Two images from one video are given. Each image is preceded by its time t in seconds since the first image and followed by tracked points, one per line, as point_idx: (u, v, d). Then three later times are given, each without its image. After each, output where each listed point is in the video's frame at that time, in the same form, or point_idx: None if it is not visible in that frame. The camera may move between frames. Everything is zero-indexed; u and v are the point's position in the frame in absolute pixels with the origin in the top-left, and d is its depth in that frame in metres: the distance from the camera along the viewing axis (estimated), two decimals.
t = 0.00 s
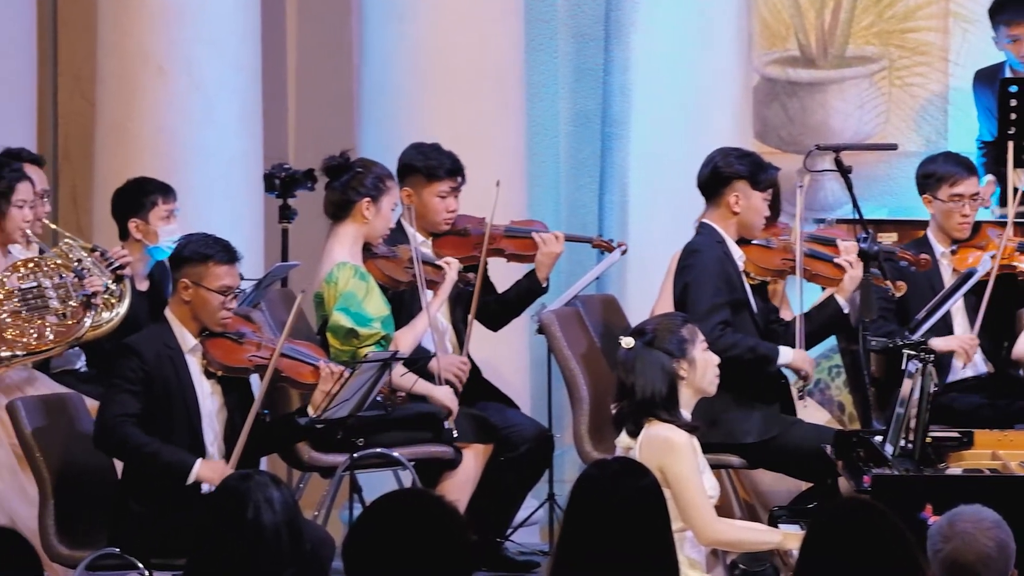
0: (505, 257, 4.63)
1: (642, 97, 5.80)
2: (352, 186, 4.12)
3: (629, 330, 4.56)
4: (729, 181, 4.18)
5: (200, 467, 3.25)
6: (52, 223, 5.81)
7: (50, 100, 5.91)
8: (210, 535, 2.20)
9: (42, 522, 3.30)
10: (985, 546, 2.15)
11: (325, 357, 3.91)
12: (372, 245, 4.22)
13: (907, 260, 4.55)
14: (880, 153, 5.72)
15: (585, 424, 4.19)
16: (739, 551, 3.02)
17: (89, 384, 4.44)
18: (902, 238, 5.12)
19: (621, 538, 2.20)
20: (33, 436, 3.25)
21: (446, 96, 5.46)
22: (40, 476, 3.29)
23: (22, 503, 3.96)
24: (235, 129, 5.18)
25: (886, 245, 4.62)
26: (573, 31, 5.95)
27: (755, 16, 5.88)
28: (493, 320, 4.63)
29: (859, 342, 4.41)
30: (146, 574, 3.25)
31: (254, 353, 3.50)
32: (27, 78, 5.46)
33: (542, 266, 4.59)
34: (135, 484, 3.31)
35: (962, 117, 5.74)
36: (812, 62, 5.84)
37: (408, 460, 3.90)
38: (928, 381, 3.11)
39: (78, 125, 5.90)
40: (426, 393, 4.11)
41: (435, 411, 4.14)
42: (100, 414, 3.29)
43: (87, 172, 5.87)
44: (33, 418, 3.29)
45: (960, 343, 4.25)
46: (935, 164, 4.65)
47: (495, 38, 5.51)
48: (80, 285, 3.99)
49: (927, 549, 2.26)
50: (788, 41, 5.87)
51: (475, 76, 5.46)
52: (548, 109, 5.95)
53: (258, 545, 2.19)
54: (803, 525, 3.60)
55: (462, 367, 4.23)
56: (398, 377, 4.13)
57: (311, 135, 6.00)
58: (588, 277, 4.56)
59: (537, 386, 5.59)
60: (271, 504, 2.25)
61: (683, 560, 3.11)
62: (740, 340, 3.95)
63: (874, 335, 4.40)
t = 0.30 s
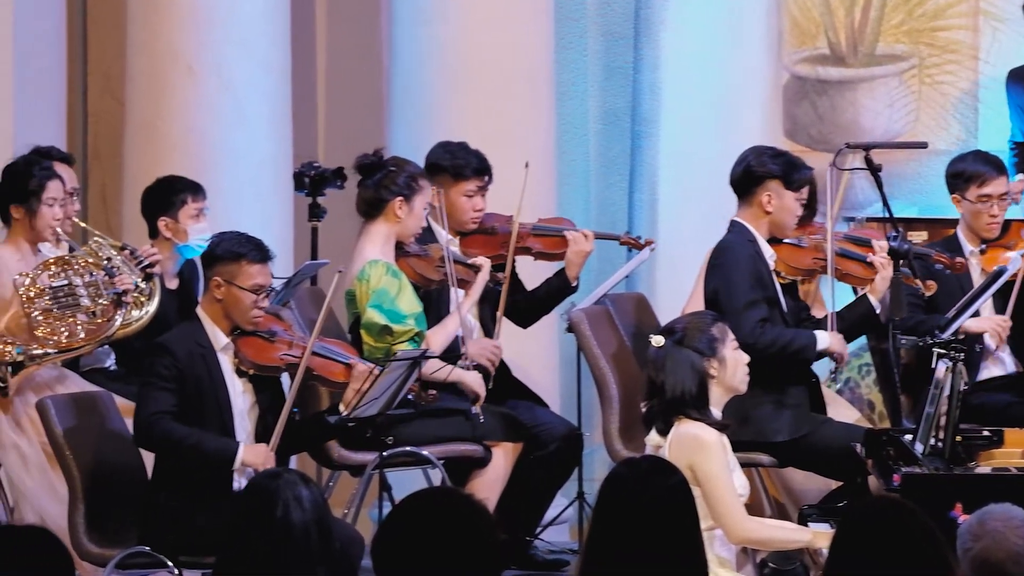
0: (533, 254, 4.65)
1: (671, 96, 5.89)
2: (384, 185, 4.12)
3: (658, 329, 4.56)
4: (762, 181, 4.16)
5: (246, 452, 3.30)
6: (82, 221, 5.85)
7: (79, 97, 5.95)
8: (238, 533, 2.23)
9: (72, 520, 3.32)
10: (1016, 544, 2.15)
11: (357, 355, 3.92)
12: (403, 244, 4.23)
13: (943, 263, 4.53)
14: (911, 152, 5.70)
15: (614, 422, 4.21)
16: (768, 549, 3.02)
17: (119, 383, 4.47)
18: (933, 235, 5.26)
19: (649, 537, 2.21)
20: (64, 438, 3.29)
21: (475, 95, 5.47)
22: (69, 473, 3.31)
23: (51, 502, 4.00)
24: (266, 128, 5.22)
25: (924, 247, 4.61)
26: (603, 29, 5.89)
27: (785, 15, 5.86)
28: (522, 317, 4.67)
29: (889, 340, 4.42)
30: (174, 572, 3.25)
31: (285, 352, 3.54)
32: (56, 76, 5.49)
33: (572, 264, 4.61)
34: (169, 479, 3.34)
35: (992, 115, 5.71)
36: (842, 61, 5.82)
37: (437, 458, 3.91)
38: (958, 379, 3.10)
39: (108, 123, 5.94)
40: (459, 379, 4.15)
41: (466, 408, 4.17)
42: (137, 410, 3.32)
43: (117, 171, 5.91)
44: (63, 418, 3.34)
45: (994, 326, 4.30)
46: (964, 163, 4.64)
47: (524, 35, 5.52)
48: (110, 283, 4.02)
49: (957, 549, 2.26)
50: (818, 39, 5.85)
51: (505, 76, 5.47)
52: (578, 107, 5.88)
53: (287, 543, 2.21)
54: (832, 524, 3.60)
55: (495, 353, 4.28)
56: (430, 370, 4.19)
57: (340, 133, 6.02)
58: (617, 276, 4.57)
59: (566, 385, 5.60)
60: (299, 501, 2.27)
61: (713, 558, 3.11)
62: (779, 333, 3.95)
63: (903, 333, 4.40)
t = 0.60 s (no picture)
0: (559, 251, 4.67)
1: (697, 95, 5.91)
2: (413, 184, 4.14)
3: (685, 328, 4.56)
4: (794, 182, 4.16)
5: (280, 443, 3.36)
6: (109, 220, 5.90)
7: (106, 95, 5.99)
8: (264, 529, 2.25)
9: (99, 519, 3.35)
10: None
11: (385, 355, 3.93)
12: (433, 243, 4.25)
13: (975, 270, 4.55)
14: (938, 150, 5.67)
15: (642, 421, 4.21)
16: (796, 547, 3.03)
17: (148, 381, 4.48)
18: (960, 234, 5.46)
19: (675, 536, 2.21)
20: (90, 437, 3.33)
21: (501, 94, 5.47)
22: (96, 472, 3.35)
23: (78, 501, 4.01)
24: (292, 127, 5.24)
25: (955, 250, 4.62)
26: (630, 27, 5.90)
27: (812, 12, 5.86)
28: (550, 313, 4.68)
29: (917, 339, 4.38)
30: (202, 570, 3.28)
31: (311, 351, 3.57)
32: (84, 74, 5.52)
33: (599, 260, 4.61)
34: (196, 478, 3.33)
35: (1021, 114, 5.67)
36: (869, 59, 5.82)
37: (464, 456, 3.93)
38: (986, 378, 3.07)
39: (135, 122, 5.98)
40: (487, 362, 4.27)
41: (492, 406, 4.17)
42: (167, 411, 3.34)
43: (144, 171, 5.95)
44: (90, 417, 3.37)
45: None
46: (994, 163, 4.60)
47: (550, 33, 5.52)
48: (138, 280, 4.04)
49: (984, 548, 2.26)
50: (845, 37, 5.85)
51: (533, 76, 5.48)
52: (604, 106, 5.87)
53: (312, 541, 2.23)
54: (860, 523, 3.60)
55: (529, 327, 4.32)
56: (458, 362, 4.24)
57: (366, 132, 6.05)
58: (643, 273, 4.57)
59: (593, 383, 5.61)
60: (326, 499, 2.29)
61: (740, 557, 3.11)
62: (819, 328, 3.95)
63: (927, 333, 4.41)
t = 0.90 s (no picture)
0: (582, 251, 4.70)
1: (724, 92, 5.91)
2: (446, 183, 4.16)
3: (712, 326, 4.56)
4: (823, 183, 4.15)
5: (312, 433, 3.37)
6: (136, 219, 5.94)
7: (132, 94, 6.03)
8: (289, 527, 2.27)
9: (125, 517, 3.39)
10: None
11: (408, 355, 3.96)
12: (462, 243, 4.28)
13: (1000, 272, 4.58)
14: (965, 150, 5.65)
15: (667, 420, 4.20)
16: (823, 547, 3.03)
17: (173, 380, 4.51)
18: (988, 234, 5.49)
19: (702, 536, 2.22)
20: (117, 436, 3.36)
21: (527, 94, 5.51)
22: (123, 471, 3.39)
23: (104, 501, 4.03)
24: (319, 126, 5.28)
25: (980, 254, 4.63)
26: (656, 26, 5.84)
27: (838, 12, 5.86)
28: (572, 314, 4.68)
29: (944, 338, 4.34)
30: (228, 571, 3.26)
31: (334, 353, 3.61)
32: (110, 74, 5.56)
33: (621, 262, 4.62)
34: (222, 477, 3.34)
35: None
36: (896, 58, 5.79)
37: (490, 455, 3.94)
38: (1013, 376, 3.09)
39: (160, 120, 6.02)
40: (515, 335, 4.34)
41: (517, 404, 4.18)
42: (198, 414, 3.33)
43: (169, 169, 5.99)
44: (116, 416, 3.40)
45: None
46: None
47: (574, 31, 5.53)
48: (168, 277, 4.07)
49: (1012, 548, 2.26)
50: (871, 36, 5.84)
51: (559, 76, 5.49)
52: (630, 106, 5.83)
53: (339, 541, 2.25)
54: (886, 521, 3.60)
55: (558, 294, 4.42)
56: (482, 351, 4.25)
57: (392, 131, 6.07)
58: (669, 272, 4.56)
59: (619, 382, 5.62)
60: (352, 498, 2.30)
61: (767, 555, 3.12)
62: (855, 322, 3.98)
63: (953, 333, 4.38)
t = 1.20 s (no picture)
0: (613, 254, 4.71)
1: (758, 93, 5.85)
2: (491, 182, 4.17)
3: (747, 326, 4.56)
4: (861, 183, 4.16)
5: (355, 415, 3.44)
6: (170, 217, 5.99)
7: (166, 93, 6.08)
8: (322, 523, 2.30)
9: (160, 516, 3.43)
10: None
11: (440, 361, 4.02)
12: (501, 243, 4.30)
13: None
14: (1000, 148, 5.64)
15: (702, 418, 4.21)
16: (857, 544, 3.03)
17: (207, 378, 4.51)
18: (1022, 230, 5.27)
19: (735, 535, 2.23)
20: (151, 436, 3.41)
21: (562, 92, 5.50)
22: (158, 470, 3.42)
23: (139, 497, 4.06)
24: (354, 125, 5.32)
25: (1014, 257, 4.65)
26: (690, 25, 6.00)
27: (872, 10, 5.87)
28: (602, 315, 4.69)
29: (979, 337, 4.42)
30: (262, 569, 3.25)
31: (367, 360, 3.62)
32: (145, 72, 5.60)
33: (648, 266, 4.63)
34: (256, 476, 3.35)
35: None
36: (931, 56, 5.83)
37: (524, 454, 3.95)
38: None
39: (194, 118, 6.07)
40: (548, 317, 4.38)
41: (551, 403, 4.20)
42: (242, 418, 3.31)
43: (202, 167, 6.03)
44: (150, 416, 3.44)
45: None
46: None
47: (609, 28, 5.53)
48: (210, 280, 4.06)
49: None
50: (906, 33, 5.86)
51: (594, 75, 5.49)
52: (664, 104, 5.98)
53: (374, 540, 2.27)
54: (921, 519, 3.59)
55: (593, 257, 4.43)
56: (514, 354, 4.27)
57: (425, 129, 6.10)
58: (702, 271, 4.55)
59: (653, 381, 5.63)
60: (386, 497, 2.32)
61: (801, 553, 3.12)
62: (897, 313, 3.98)
63: (989, 331, 4.41)
